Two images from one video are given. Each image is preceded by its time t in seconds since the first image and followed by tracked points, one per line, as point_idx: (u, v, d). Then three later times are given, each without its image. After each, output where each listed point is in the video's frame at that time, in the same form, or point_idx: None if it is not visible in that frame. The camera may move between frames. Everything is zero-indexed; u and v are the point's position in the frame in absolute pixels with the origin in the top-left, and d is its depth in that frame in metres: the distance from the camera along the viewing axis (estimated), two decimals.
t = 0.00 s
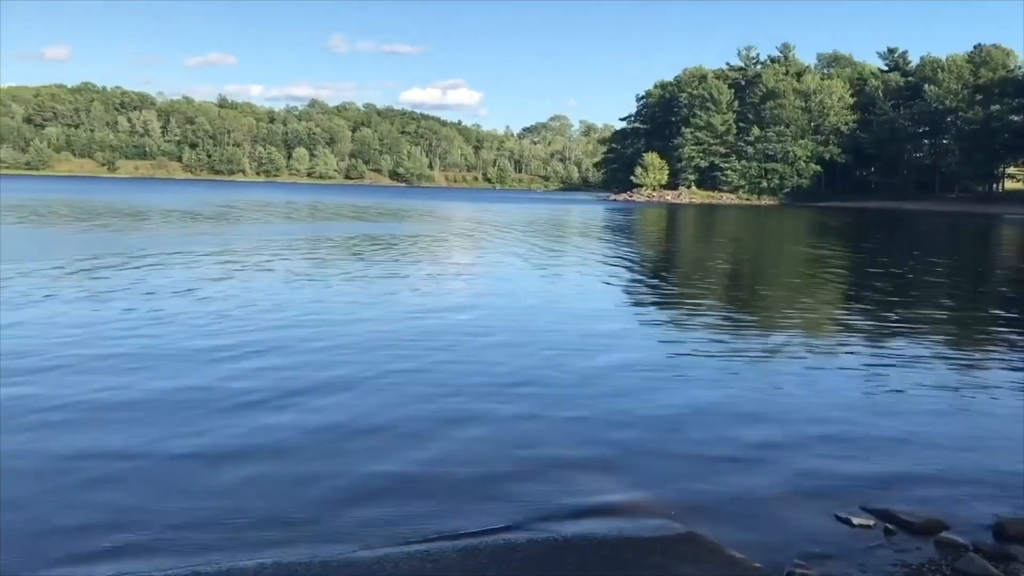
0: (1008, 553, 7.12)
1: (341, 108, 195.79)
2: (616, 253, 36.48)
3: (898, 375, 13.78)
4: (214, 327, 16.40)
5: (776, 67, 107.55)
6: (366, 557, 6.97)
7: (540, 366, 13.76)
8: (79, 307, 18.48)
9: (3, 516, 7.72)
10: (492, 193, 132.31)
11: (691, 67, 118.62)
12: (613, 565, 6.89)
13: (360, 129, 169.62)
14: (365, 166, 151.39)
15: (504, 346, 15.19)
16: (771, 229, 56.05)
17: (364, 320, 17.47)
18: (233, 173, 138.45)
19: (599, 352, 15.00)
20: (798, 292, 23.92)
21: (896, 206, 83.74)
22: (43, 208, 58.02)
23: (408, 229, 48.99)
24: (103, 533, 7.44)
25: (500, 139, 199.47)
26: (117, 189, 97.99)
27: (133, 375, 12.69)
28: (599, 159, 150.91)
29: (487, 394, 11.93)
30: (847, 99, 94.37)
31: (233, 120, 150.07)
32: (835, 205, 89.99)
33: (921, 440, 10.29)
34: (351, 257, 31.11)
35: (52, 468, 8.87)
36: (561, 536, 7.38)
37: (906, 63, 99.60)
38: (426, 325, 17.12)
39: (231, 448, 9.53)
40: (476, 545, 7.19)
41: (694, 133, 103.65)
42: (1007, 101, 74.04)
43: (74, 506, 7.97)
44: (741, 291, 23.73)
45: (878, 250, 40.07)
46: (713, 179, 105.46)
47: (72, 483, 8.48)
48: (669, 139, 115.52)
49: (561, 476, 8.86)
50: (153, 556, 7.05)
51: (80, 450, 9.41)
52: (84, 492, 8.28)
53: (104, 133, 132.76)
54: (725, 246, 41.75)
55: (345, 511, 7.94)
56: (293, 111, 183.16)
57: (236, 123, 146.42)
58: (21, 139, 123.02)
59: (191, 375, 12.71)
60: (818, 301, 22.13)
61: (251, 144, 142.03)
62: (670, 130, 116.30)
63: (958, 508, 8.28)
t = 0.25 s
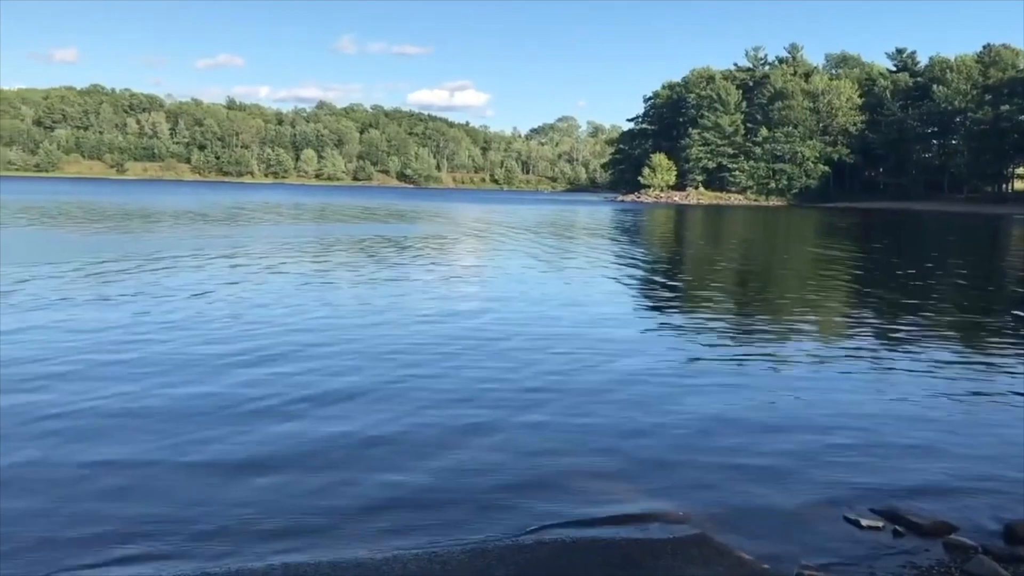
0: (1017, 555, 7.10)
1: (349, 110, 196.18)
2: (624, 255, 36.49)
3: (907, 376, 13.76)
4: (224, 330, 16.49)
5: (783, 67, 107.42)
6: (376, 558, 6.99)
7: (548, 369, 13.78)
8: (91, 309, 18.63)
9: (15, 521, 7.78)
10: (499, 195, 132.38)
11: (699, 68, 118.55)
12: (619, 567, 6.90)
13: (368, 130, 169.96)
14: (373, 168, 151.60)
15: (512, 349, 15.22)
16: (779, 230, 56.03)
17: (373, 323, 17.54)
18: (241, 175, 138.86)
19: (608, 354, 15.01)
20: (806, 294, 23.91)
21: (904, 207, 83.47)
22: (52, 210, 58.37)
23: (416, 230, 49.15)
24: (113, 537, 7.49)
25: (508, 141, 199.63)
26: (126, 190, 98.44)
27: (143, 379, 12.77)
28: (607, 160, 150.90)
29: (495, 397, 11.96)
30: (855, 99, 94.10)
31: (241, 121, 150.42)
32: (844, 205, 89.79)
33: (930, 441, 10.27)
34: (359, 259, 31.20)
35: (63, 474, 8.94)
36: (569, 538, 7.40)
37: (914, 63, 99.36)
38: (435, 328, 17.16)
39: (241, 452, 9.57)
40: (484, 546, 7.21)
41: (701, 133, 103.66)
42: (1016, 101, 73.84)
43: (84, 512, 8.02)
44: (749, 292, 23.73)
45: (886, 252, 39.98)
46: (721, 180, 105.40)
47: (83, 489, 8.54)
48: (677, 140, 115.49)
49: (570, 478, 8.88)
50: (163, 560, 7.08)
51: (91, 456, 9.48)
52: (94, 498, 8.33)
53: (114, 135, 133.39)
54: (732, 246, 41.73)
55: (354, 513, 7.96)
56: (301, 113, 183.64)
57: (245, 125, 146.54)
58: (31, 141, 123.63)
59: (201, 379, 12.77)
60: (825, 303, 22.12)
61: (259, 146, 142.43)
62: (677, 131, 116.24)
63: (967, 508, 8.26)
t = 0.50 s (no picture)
0: None
1: (360, 112, 196.70)
2: (635, 257, 36.48)
3: (920, 379, 13.69)
4: (235, 331, 16.58)
5: (795, 69, 107.15)
6: (390, 560, 7.02)
7: (560, 372, 13.77)
8: (105, 310, 18.78)
9: (31, 518, 7.85)
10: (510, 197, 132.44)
11: (710, 70, 118.38)
12: (629, 570, 6.90)
13: (379, 133, 170.39)
14: (384, 171, 151.89)
15: (524, 350, 15.22)
16: (790, 233, 55.84)
17: (384, 325, 17.59)
18: (253, 178, 139.45)
19: (618, 356, 15.02)
20: (817, 297, 23.81)
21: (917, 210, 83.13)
22: (66, 212, 58.82)
23: (427, 233, 49.31)
24: (126, 536, 7.54)
25: (518, 143, 199.75)
26: (139, 193, 99.11)
27: (156, 379, 12.83)
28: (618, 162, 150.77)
29: (506, 399, 11.96)
30: (867, 101, 93.59)
31: (253, 124, 150.96)
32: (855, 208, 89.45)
33: (943, 445, 10.22)
34: (370, 261, 31.27)
35: (80, 471, 9.00)
36: (579, 541, 7.40)
37: (927, 65, 98.92)
38: (446, 329, 17.19)
39: (253, 452, 9.60)
40: (493, 548, 7.24)
41: (712, 135, 103.60)
42: None
43: (99, 512, 8.04)
44: (760, 295, 23.65)
45: (899, 254, 39.77)
46: (732, 182, 105.26)
47: (95, 488, 8.61)
48: (688, 142, 115.39)
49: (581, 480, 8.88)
50: (174, 559, 7.12)
51: (102, 455, 9.52)
52: (106, 497, 8.37)
53: (126, 138, 134.23)
54: (743, 250, 41.65)
55: (366, 514, 7.99)
56: (312, 116, 184.17)
57: (257, 128, 146.34)
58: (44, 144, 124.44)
59: (214, 378, 12.83)
60: (836, 306, 22.07)
61: (271, 149, 142.69)
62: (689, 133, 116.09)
63: (980, 514, 8.21)
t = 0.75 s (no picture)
0: None
1: (372, 115, 197.15)
2: (646, 260, 36.52)
3: (933, 383, 13.64)
4: (247, 334, 16.67)
5: (807, 72, 106.89)
6: (403, 562, 7.06)
7: (571, 376, 13.83)
8: (117, 314, 18.93)
9: (47, 523, 7.93)
10: (521, 200, 132.55)
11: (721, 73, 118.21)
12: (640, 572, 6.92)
13: (390, 135, 170.77)
14: (395, 173, 152.10)
15: (536, 354, 15.27)
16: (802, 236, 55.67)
17: (395, 329, 17.66)
18: (264, 180, 139.84)
19: (630, 360, 15.06)
20: (829, 300, 23.71)
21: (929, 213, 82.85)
22: (78, 215, 59.22)
23: (439, 235, 49.43)
24: (141, 540, 7.62)
25: (529, 146, 199.82)
26: (151, 195, 99.60)
27: (171, 383, 12.95)
28: (629, 165, 150.64)
29: (518, 403, 11.99)
30: (879, 104, 93.07)
31: (265, 126, 151.38)
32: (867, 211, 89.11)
33: (958, 449, 10.17)
34: (382, 264, 31.44)
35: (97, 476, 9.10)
36: (588, 544, 7.42)
37: (940, 68, 98.51)
38: (457, 333, 17.23)
39: (268, 455, 9.66)
40: (504, 551, 7.28)
41: (724, 138, 103.56)
42: None
43: (114, 516, 8.12)
44: (772, 299, 23.57)
45: (912, 258, 39.59)
46: (743, 185, 105.13)
47: (110, 493, 8.69)
48: (699, 145, 115.29)
49: (593, 485, 8.91)
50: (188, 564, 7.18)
51: (117, 460, 9.61)
52: (120, 502, 8.46)
53: (139, 140, 134.94)
54: (754, 253, 41.61)
55: (379, 517, 8.04)
56: (323, 118, 184.76)
57: (268, 130, 146.09)
58: (57, 146, 125.22)
59: (228, 383, 12.93)
60: (847, 308, 22.09)
61: (283, 151, 143.19)
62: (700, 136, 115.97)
63: (993, 518, 8.17)
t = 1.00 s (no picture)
0: None
1: (385, 117, 197.79)
2: (659, 262, 36.56)
3: (945, 389, 13.62)
4: (260, 335, 16.83)
5: (821, 75, 106.59)
6: (418, 562, 7.14)
7: (585, 379, 13.90)
8: (132, 314, 19.16)
9: (67, 519, 8.07)
10: (534, 202, 132.60)
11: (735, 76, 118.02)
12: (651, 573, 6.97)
13: (404, 137, 171.18)
14: (408, 176, 152.40)
15: (550, 356, 15.36)
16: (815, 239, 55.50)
17: (405, 329, 17.78)
18: (278, 182, 140.34)
19: (644, 362, 15.12)
20: (842, 304, 23.62)
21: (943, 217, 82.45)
22: (94, 215, 59.85)
23: (453, 237, 49.65)
24: (160, 536, 7.74)
25: (542, 148, 199.96)
26: (166, 196, 100.33)
27: (188, 382, 13.09)
28: (642, 168, 150.45)
29: (530, 403, 12.07)
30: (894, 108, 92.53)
31: (279, 128, 152.06)
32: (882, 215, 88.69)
33: (970, 455, 10.18)
34: (395, 265, 31.64)
35: (116, 472, 9.23)
36: (598, 547, 7.47)
37: (956, 71, 97.99)
38: (469, 335, 17.31)
39: (285, 454, 9.78)
40: (519, 552, 7.35)
41: (737, 141, 103.53)
42: None
43: (134, 512, 8.26)
44: (785, 302, 23.49)
45: (927, 262, 39.38)
46: (757, 188, 104.99)
47: (129, 490, 8.82)
48: (712, 148, 115.20)
49: (607, 486, 8.99)
50: (206, 560, 7.29)
51: (136, 457, 9.75)
52: (139, 499, 8.57)
53: (154, 142, 135.87)
54: (767, 256, 41.56)
55: (395, 516, 8.13)
56: (337, 120, 185.32)
57: (281, 132, 146.41)
58: (73, 148, 126.15)
59: (245, 382, 13.07)
60: (861, 312, 22.11)
61: (296, 153, 143.73)
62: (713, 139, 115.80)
63: (1006, 525, 8.18)
